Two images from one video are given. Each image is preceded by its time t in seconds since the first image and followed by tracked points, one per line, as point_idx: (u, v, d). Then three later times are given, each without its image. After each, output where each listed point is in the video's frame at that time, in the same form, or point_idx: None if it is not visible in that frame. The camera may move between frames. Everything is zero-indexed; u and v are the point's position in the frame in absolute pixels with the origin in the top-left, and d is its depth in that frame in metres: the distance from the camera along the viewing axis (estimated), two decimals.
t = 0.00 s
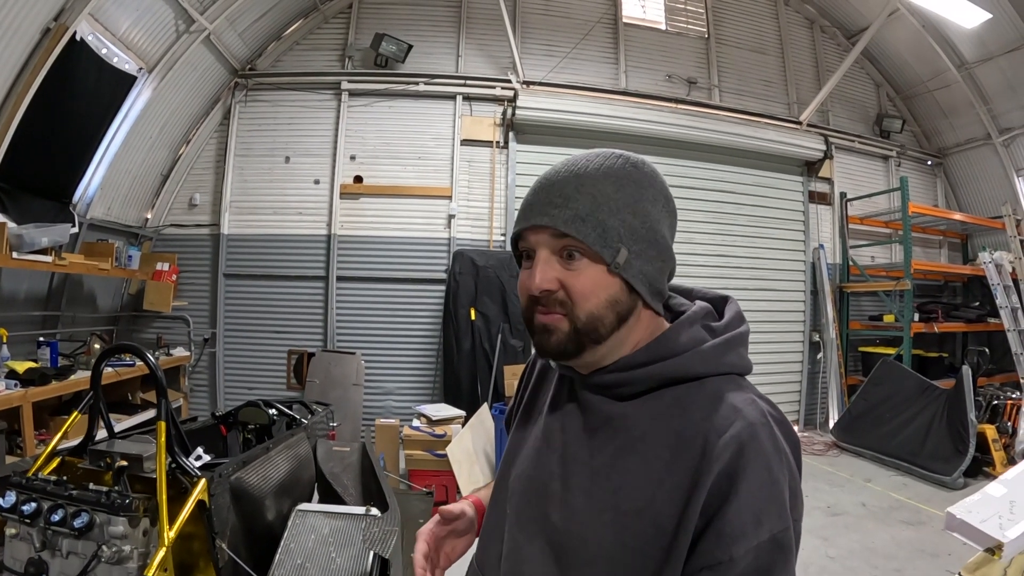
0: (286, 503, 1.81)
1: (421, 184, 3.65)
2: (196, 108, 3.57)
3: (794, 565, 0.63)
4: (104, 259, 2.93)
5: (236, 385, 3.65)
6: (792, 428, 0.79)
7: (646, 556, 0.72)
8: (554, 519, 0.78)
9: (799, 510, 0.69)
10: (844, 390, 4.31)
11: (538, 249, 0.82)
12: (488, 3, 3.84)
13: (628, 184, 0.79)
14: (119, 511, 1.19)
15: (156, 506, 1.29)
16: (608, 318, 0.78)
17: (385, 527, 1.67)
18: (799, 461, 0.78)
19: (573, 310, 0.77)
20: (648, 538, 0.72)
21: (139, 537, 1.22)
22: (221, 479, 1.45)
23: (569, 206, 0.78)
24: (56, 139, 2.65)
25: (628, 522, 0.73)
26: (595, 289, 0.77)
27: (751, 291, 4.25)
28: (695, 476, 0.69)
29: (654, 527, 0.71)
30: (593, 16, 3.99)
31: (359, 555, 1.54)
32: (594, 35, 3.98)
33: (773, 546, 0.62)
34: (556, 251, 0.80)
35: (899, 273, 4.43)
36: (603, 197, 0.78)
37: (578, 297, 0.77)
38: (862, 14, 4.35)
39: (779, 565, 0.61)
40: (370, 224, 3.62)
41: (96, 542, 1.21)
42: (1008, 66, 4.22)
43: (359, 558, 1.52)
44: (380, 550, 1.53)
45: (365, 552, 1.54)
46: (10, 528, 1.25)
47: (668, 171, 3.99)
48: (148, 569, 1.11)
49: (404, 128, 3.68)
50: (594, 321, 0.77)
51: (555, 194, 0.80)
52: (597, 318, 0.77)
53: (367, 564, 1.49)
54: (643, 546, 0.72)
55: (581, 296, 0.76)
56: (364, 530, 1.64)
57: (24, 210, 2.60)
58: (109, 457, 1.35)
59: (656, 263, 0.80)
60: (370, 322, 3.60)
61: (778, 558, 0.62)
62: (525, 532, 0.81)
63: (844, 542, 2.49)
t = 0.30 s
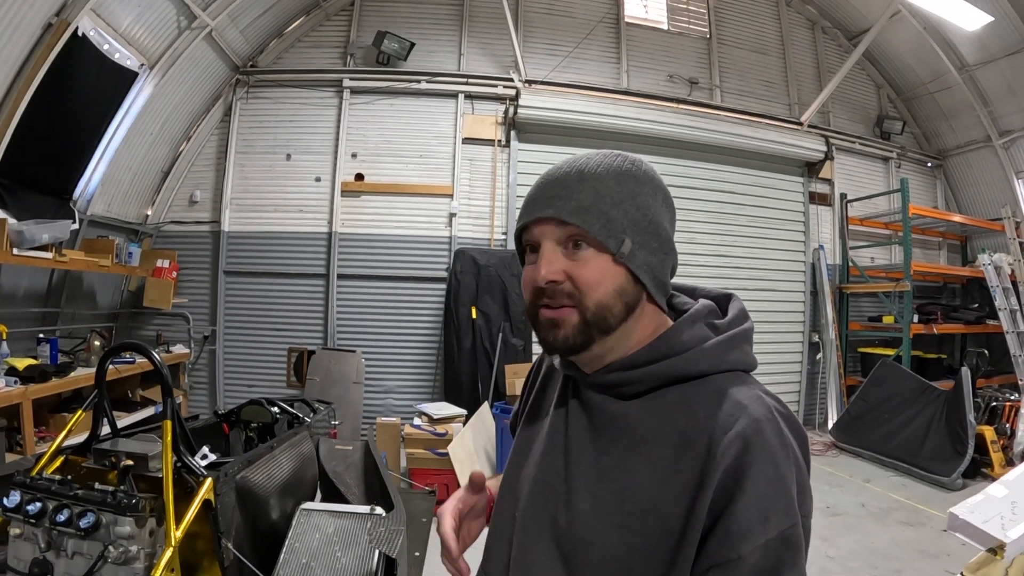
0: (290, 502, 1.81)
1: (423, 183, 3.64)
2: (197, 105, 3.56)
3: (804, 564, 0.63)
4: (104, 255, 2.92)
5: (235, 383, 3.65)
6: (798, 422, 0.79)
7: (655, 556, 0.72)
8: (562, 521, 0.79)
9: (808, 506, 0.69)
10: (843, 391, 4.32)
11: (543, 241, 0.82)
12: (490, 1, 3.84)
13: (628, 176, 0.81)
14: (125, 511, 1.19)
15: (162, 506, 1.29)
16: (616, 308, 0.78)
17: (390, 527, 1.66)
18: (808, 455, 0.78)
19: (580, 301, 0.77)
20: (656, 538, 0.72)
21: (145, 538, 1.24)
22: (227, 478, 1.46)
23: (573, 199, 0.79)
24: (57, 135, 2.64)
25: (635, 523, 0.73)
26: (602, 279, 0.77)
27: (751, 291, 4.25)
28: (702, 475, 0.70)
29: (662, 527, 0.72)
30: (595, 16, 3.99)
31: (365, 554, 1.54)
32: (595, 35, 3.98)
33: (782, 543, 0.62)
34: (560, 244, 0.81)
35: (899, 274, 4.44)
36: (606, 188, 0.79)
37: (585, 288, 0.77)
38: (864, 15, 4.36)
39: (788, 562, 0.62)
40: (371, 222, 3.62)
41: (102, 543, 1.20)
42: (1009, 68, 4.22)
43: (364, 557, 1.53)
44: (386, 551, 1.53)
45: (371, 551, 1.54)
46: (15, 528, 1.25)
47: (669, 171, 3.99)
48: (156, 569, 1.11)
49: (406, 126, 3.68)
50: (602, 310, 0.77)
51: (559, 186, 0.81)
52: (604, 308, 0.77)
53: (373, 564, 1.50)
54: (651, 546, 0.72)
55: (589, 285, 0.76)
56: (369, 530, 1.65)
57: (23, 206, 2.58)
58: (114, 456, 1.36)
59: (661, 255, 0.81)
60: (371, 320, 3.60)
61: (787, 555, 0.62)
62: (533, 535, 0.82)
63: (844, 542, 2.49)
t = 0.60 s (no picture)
0: (292, 502, 1.82)
1: (422, 182, 3.64)
2: (197, 103, 3.55)
3: (803, 564, 0.63)
4: (104, 253, 2.92)
5: (234, 381, 3.64)
6: (793, 422, 0.80)
7: (654, 561, 0.72)
8: (561, 529, 0.78)
9: (806, 506, 0.69)
10: (842, 392, 4.33)
11: (537, 251, 0.83)
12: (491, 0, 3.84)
13: (619, 186, 0.82)
14: (129, 512, 1.19)
15: (165, 506, 1.30)
16: (610, 318, 0.80)
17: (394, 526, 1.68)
18: (804, 455, 0.78)
19: (574, 312, 0.79)
20: (654, 543, 0.72)
21: (149, 538, 1.23)
22: (230, 478, 1.46)
23: (567, 208, 0.80)
24: (56, 132, 2.63)
25: (633, 528, 0.73)
26: (596, 290, 0.79)
27: (750, 292, 4.26)
28: (698, 478, 0.70)
29: (660, 531, 0.72)
30: (596, 16, 3.99)
31: (367, 554, 1.56)
32: (596, 35, 3.99)
33: (779, 543, 0.63)
34: (554, 254, 0.82)
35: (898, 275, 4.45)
36: (600, 198, 0.80)
37: (580, 298, 0.79)
38: (864, 17, 4.37)
39: (786, 563, 0.62)
40: (371, 220, 3.62)
41: (106, 543, 1.21)
42: (1008, 71, 4.24)
43: (366, 557, 1.55)
44: (388, 549, 1.57)
45: (373, 551, 1.56)
46: (18, 529, 1.26)
47: (669, 171, 4.00)
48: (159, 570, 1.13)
49: (406, 125, 3.68)
50: (596, 322, 0.79)
51: (552, 197, 0.82)
52: (599, 319, 0.79)
53: (374, 564, 1.52)
54: (651, 551, 0.73)
55: (583, 297, 0.78)
56: (372, 530, 1.65)
57: (23, 203, 2.57)
58: (116, 456, 1.36)
59: (654, 265, 0.83)
60: (371, 319, 3.60)
61: (785, 556, 0.62)
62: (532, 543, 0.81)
63: (842, 543, 2.50)
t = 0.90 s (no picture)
0: (292, 502, 1.81)
1: (423, 180, 3.64)
2: (197, 99, 3.55)
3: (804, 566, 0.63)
4: (103, 250, 2.91)
5: (233, 379, 3.64)
6: (794, 423, 0.79)
7: (656, 566, 0.73)
8: (564, 536, 0.79)
9: (807, 509, 0.69)
10: (840, 393, 4.35)
11: (543, 249, 0.84)
12: None
13: (630, 191, 0.82)
14: (130, 515, 1.19)
15: (167, 508, 1.30)
16: (611, 320, 0.80)
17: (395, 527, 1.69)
18: (806, 456, 0.78)
19: (576, 312, 0.79)
20: (656, 548, 0.72)
21: (150, 541, 1.23)
22: (230, 479, 1.46)
23: (576, 208, 0.81)
24: (57, 129, 2.63)
25: (634, 533, 0.73)
26: (598, 291, 0.79)
27: (750, 292, 4.26)
28: (698, 482, 0.70)
29: (662, 537, 0.72)
30: (597, 15, 3.99)
31: (368, 555, 1.55)
32: (598, 34, 3.98)
33: (780, 546, 0.62)
34: (560, 253, 0.82)
35: (897, 277, 4.46)
36: (609, 200, 0.80)
37: (582, 298, 0.79)
38: (865, 18, 4.37)
39: (787, 566, 0.62)
40: (370, 219, 3.61)
41: (107, 546, 1.21)
42: (1009, 73, 4.24)
43: (366, 559, 1.54)
44: (390, 551, 1.56)
45: (374, 553, 1.55)
46: (18, 531, 1.25)
47: (669, 171, 4.00)
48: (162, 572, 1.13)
49: (406, 123, 3.67)
50: (597, 322, 0.79)
51: (562, 196, 0.82)
52: (600, 319, 0.79)
53: (375, 565, 1.51)
54: (653, 557, 0.73)
55: (585, 297, 0.78)
56: (372, 530, 1.65)
57: (22, 200, 2.57)
58: (116, 458, 1.34)
59: (658, 270, 0.83)
60: (370, 317, 3.60)
61: (787, 559, 0.62)
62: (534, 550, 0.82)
63: (840, 544, 2.50)
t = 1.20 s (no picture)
0: (290, 499, 1.81)
1: (422, 177, 3.64)
2: (197, 95, 3.54)
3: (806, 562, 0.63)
4: (102, 246, 2.91)
5: (232, 375, 3.63)
6: (794, 418, 0.79)
7: (659, 563, 0.72)
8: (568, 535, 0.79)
9: (809, 504, 0.69)
10: (839, 392, 4.35)
11: (565, 227, 0.84)
12: None
13: (653, 186, 0.83)
14: (128, 512, 1.19)
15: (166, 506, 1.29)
16: (626, 302, 0.80)
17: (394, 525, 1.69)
18: (806, 451, 0.78)
19: (593, 289, 0.79)
20: (658, 545, 0.72)
21: (149, 538, 1.23)
22: (229, 477, 1.45)
23: (602, 191, 0.81)
24: (56, 124, 2.62)
25: (637, 531, 0.73)
26: (617, 272, 0.79)
27: (749, 291, 4.26)
28: (701, 479, 0.70)
29: (665, 534, 0.72)
30: (598, 12, 3.98)
31: (367, 553, 1.56)
32: (599, 31, 3.97)
33: (783, 541, 0.62)
34: (581, 232, 0.82)
35: (897, 277, 4.46)
36: (635, 188, 0.81)
37: (600, 277, 0.79)
38: (867, 18, 4.36)
39: (790, 561, 0.62)
40: (370, 215, 3.61)
41: (105, 544, 1.20)
42: (1010, 74, 4.24)
43: (366, 557, 1.55)
44: (389, 549, 1.55)
45: (373, 551, 1.56)
46: (15, 528, 1.25)
47: (669, 169, 3.99)
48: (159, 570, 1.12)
49: (406, 120, 3.66)
50: (613, 302, 0.79)
51: (590, 178, 0.83)
52: (616, 300, 0.79)
53: (374, 564, 1.51)
54: (657, 554, 0.72)
55: (604, 276, 0.78)
56: (371, 530, 1.66)
57: (21, 195, 2.57)
58: (115, 455, 1.34)
59: (672, 264, 0.83)
60: (369, 314, 3.59)
61: (790, 554, 0.62)
62: (537, 549, 0.82)
63: (838, 543, 2.51)
